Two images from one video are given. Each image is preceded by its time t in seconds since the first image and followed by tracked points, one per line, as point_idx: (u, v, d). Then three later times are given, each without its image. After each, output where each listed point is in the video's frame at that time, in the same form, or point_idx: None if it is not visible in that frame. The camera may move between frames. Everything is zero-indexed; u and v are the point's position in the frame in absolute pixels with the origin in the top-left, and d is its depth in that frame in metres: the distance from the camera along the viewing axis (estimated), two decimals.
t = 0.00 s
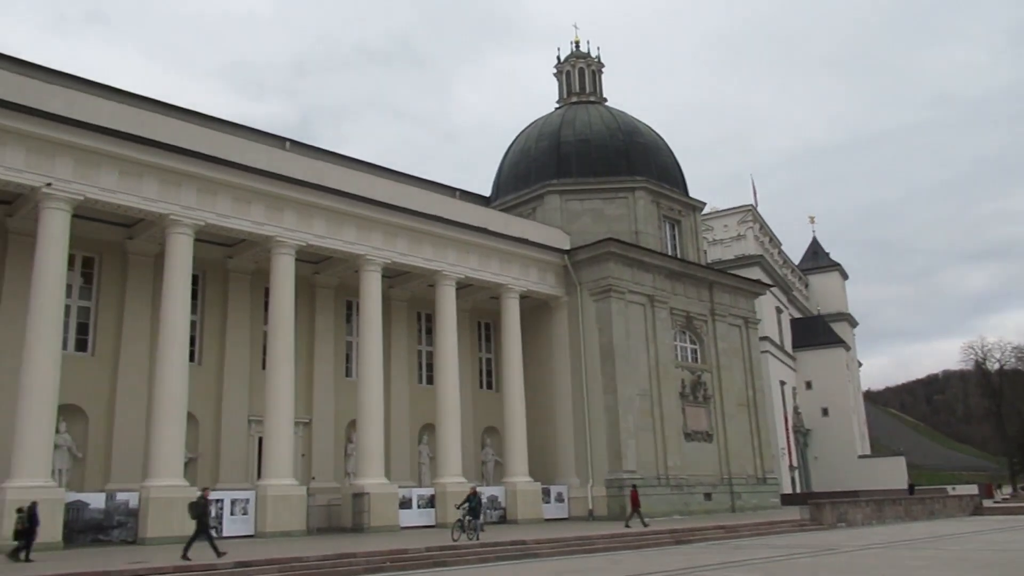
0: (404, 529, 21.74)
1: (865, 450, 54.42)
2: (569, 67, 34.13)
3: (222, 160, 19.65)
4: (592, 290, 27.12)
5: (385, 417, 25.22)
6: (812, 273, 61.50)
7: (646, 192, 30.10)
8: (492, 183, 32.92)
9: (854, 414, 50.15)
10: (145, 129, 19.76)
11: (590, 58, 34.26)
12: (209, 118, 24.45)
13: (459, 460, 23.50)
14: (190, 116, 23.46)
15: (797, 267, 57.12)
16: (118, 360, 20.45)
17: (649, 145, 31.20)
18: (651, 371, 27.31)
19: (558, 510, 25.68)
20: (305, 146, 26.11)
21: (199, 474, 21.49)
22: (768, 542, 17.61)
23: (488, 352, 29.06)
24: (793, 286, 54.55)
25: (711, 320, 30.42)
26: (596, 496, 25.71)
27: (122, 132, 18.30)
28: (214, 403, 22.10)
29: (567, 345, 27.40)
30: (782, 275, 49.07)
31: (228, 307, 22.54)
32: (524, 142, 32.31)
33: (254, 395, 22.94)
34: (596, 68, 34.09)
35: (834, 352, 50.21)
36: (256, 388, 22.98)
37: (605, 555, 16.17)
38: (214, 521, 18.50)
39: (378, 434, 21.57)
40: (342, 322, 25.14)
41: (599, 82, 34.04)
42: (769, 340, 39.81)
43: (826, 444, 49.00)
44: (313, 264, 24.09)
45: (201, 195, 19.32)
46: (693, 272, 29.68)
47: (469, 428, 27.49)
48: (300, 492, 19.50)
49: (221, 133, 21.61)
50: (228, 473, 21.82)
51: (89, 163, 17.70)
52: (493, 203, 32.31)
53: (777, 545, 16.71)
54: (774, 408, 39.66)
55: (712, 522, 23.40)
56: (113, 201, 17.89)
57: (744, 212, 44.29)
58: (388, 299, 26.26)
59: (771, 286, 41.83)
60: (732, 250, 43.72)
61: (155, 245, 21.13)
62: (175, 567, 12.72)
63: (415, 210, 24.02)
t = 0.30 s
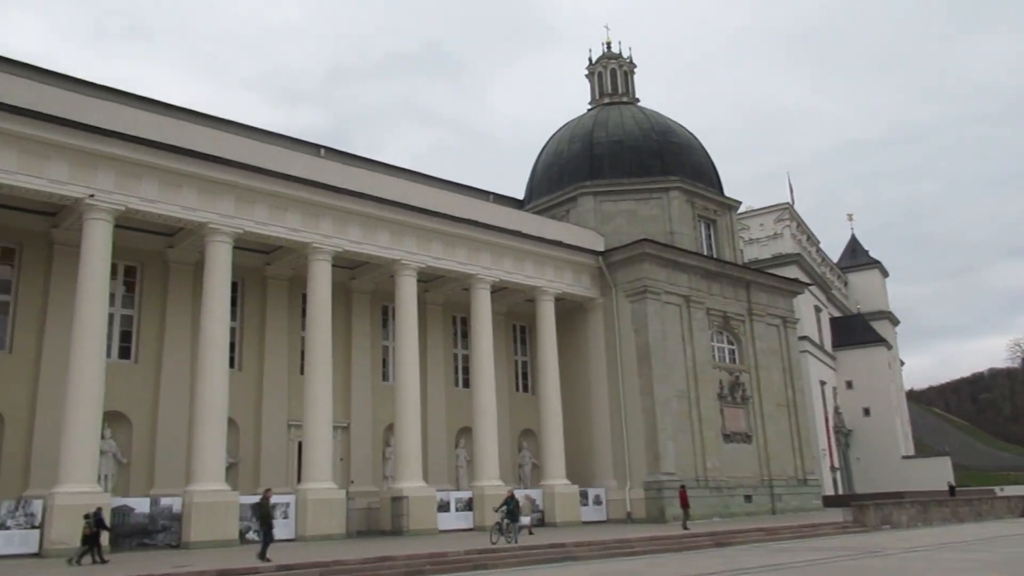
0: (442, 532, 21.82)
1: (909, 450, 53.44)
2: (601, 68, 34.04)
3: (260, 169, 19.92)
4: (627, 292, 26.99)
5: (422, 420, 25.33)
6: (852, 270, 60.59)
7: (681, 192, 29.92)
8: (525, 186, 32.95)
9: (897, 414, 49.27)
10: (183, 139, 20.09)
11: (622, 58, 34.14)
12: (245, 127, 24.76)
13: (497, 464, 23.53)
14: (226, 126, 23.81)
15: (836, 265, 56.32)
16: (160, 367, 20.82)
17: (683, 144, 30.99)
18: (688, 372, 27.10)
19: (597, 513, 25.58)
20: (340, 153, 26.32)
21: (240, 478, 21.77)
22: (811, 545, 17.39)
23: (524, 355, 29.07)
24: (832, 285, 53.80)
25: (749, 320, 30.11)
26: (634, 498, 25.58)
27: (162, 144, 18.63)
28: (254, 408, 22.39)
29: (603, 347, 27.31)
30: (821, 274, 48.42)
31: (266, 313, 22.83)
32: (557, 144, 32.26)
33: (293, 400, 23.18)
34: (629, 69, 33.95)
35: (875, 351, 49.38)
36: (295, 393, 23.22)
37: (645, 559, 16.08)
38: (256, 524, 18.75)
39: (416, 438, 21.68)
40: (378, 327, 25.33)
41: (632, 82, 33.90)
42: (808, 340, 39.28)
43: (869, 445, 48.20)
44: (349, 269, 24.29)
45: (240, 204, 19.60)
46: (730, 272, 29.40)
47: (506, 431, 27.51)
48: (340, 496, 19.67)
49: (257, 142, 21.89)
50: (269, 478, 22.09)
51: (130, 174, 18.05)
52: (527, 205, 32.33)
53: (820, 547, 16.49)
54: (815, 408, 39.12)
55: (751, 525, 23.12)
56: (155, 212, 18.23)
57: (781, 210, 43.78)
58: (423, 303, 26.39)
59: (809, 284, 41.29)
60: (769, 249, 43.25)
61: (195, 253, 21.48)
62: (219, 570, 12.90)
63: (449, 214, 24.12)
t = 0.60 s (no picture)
0: (484, 532, 21.88)
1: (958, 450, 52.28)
2: (637, 66, 33.87)
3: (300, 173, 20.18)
4: (667, 291, 26.81)
5: (462, 421, 25.44)
6: (897, 267, 59.46)
7: (720, 190, 29.64)
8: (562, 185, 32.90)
9: (945, 413, 48.22)
10: (225, 145, 20.41)
11: (658, 56, 33.92)
12: (284, 132, 25.08)
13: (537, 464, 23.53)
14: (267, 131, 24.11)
15: (880, 262, 55.33)
16: (205, 369, 21.19)
17: (721, 141, 30.71)
18: (730, 371, 26.83)
19: (639, 514, 25.44)
20: (377, 157, 26.52)
21: (284, 479, 22.07)
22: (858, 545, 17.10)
23: (563, 355, 29.02)
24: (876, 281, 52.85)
25: (791, 318, 29.71)
26: (676, 498, 25.40)
27: (204, 150, 18.95)
28: (297, 410, 22.69)
29: (643, 346, 27.16)
30: (865, 270, 47.59)
31: (308, 316, 23.11)
32: (594, 144, 32.15)
33: (335, 402, 23.43)
34: (665, 66, 33.72)
35: (922, 348, 48.38)
36: (337, 395, 23.46)
37: (687, 559, 15.96)
38: (300, 524, 18.97)
39: (457, 438, 21.78)
40: (418, 328, 25.48)
41: (668, 80, 33.67)
42: (852, 338, 38.63)
43: (917, 445, 47.25)
44: (388, 271, 24.47)
45: (281, 208, 19.88)
46: (771, 269, 29.05)
47: (546, 432, 27.48)
48: (383, 496, 19.84)
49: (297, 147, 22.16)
50: (312, 478, 22.35)
51: (174, 180, 18.41)
52: (565, 205, 32.27)
53: (867, 548, 16.21)
54: (860, 407, 38.47)
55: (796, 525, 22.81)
56: (199, 217, 18.56)
57: (823, 206, 43.12)
58: (462, 304, 26.49)
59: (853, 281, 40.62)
60: (811, 246, 42.64)
61: (237, 257, 21.82)
62: (265, 569, 13.06)
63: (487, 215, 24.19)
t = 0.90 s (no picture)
0: (526, 531, 21.90)
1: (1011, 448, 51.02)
2: (675, 62, 33.60)
3: (340, 176, 20.37)
4: (708, 288, 26.56)
5: (504, 420, 25.48)
6: (945, 261, 58.16)
7: (761, 185, 29.29)
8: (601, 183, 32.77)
9: (997, 410, 47.08)
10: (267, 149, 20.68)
11: (697, 51, 33.61)
12: (324, 135, 25.33)
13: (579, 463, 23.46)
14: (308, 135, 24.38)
15: (927, 256, 54.18)
16: (250, 371, 21.52)
17: (762, 136, 30.33)
18: (773, 369, 26.49)
19: (682, 513, 25.24)
20: (416, 158, 26.65)
21: (328, 478, 22.32)
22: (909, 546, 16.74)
23: (604, 354, 28.93)
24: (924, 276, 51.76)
25: (836, 314, 29.23)
26: (720, 498, 25.14)
27: (247, 155, 19.23)
28: (340, 410, 22.94)
29: (684, 344, 26.93)
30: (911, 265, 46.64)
31: (350, 317, 23.35)
32: (632, 141, 31.96)
33: (377, 402, 23.62)
34: (704, 61, 33.40)
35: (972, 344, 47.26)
36: (379, 395, 23.65)
37: (732, 559, 15.78)
38: (345, 523, 19.14)
39: (498, 438, 21.82)
40: (458, 328, 25.59)
41: (707, 75, 33.34)
42: (899, 334, 37.90)
43: (968, 443, 46.20)
44: (428, 272, 24.59)
45: (322, 211, 20.10)
46: (815, 265, 28.61)
47: (587, 431, 27.42)
48: (426, 495, 19.97)
49: (336, 150, 22.38)
50: (356, 477, 22.57)
51: (218, 185, 18.72)
52: (604, 204, 32.15)
53: (918, 548, 15.86)
54: (908, 405, 37.71)
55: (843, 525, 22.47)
56: (242, 221, 18.85)
57: (867, 200, 42.35)
58: (502, 304, 26.54)
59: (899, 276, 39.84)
60: (855, 241, 41.92)
61: (280, 260, 22.12)
62: (312, 568, 13.17)
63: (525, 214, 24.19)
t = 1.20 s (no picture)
0: (576, 531, 21.85)
1: None
2: (718, 57, 33.25)
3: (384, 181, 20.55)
4: (756, 285, 26.22)
5: (551, 421, 25.47)
6: (1001, 252, 56.60)
7: (808, 179, 28.82)
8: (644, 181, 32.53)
9: None
10: (313, 156, 20.96)
11: (739, 45, 33.22)
12: (368, 140, 25.57)
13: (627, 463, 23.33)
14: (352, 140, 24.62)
15: (982, 248, 52.78)
16: (300, 375, 21.85)
17: (808, 129, 29.84)
18: (825, 366, 26.03)
19: (733, 513, 24.95)
20: (459, 160, 26.76)
21: (378, 479, 22.54)
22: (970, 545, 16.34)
23: (650, 353, 28.74)
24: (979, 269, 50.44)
25: (888, 309, 28.63)
26: (771, 497, 24.80)
27: (293, 162, 19.52)
28: (388, 412, 23.15)
29: (732, 343, 26.62)
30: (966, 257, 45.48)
31: (396, 320, 23.55)
32: (675, 138, 31.69)
33: (425, 404, 23.79)
34: (747, 55, 33.00)
35: None
36: (426, 397, 23.82)
37: (786, 559, 15.56)
38: (395, 523, 19.33)
39: (546, 439, 21.81)
40: (503, 329, 25.64)
41: (750, 69, 32.93)
42: (955, 328, 36.98)
43: None
44: (473, 274, 24.68)
45: (367, 216, 20.31)
46: (865, 260, 28.04)
47: (635, 431, 27.26)
48: (474, 496, 20.06)
49: (380, 154, 22.59)
50: (405, 478, 22.76)
51: (266, 192, 19.03)
52: (648, 202, 31.95)
53: (979, 547, 15.45)
54: (966, 400, 36.76)
55: (900, 524, 22.00)
56: (289, 227, 19.14)
57: (919, 191, 41.33)
58: (547, 304, 26.52)
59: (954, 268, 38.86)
60: (907, 233, 41.00)
61: (327, 265, 22.41)
62: (364, 569, 13.32)
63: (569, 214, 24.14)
